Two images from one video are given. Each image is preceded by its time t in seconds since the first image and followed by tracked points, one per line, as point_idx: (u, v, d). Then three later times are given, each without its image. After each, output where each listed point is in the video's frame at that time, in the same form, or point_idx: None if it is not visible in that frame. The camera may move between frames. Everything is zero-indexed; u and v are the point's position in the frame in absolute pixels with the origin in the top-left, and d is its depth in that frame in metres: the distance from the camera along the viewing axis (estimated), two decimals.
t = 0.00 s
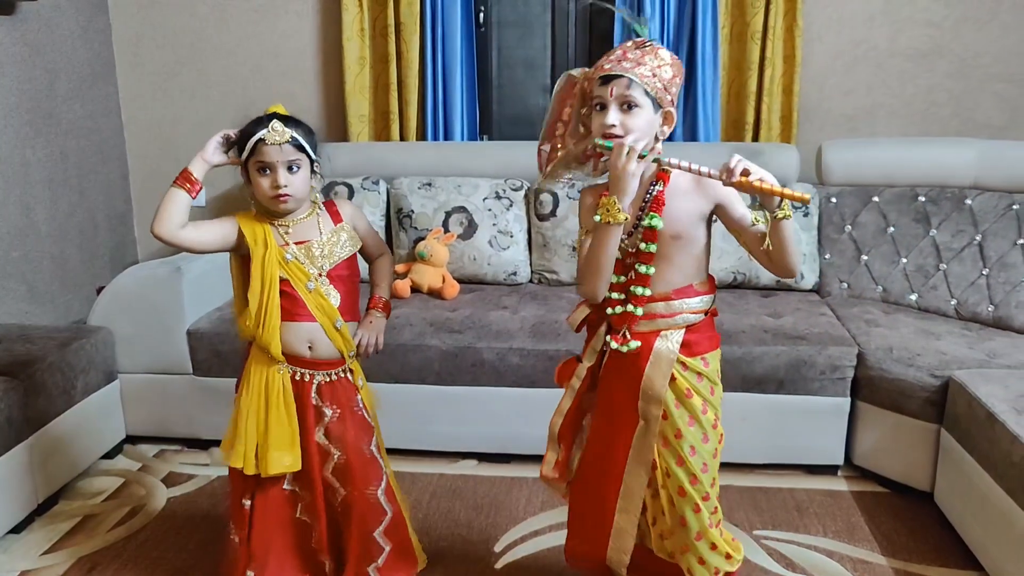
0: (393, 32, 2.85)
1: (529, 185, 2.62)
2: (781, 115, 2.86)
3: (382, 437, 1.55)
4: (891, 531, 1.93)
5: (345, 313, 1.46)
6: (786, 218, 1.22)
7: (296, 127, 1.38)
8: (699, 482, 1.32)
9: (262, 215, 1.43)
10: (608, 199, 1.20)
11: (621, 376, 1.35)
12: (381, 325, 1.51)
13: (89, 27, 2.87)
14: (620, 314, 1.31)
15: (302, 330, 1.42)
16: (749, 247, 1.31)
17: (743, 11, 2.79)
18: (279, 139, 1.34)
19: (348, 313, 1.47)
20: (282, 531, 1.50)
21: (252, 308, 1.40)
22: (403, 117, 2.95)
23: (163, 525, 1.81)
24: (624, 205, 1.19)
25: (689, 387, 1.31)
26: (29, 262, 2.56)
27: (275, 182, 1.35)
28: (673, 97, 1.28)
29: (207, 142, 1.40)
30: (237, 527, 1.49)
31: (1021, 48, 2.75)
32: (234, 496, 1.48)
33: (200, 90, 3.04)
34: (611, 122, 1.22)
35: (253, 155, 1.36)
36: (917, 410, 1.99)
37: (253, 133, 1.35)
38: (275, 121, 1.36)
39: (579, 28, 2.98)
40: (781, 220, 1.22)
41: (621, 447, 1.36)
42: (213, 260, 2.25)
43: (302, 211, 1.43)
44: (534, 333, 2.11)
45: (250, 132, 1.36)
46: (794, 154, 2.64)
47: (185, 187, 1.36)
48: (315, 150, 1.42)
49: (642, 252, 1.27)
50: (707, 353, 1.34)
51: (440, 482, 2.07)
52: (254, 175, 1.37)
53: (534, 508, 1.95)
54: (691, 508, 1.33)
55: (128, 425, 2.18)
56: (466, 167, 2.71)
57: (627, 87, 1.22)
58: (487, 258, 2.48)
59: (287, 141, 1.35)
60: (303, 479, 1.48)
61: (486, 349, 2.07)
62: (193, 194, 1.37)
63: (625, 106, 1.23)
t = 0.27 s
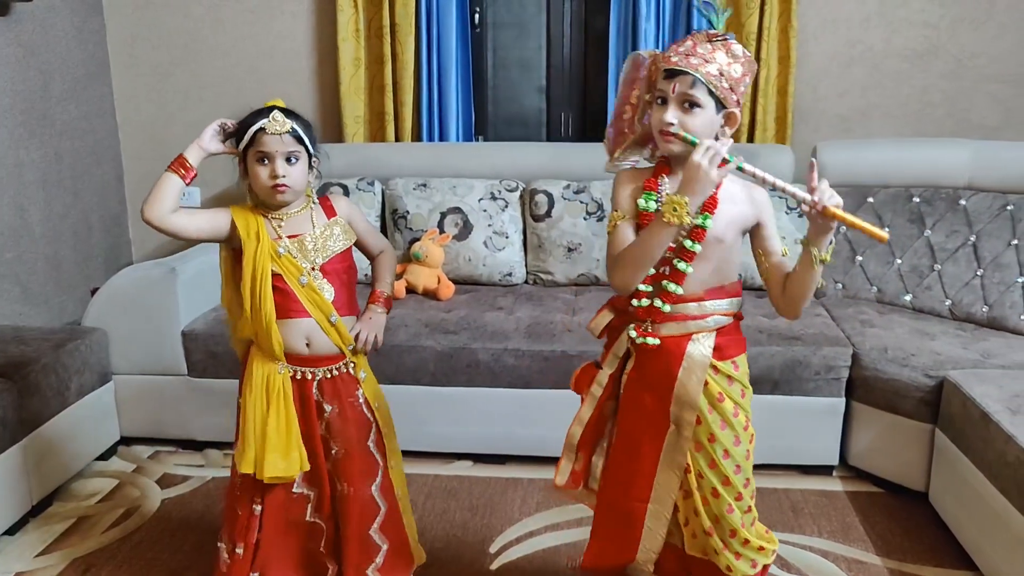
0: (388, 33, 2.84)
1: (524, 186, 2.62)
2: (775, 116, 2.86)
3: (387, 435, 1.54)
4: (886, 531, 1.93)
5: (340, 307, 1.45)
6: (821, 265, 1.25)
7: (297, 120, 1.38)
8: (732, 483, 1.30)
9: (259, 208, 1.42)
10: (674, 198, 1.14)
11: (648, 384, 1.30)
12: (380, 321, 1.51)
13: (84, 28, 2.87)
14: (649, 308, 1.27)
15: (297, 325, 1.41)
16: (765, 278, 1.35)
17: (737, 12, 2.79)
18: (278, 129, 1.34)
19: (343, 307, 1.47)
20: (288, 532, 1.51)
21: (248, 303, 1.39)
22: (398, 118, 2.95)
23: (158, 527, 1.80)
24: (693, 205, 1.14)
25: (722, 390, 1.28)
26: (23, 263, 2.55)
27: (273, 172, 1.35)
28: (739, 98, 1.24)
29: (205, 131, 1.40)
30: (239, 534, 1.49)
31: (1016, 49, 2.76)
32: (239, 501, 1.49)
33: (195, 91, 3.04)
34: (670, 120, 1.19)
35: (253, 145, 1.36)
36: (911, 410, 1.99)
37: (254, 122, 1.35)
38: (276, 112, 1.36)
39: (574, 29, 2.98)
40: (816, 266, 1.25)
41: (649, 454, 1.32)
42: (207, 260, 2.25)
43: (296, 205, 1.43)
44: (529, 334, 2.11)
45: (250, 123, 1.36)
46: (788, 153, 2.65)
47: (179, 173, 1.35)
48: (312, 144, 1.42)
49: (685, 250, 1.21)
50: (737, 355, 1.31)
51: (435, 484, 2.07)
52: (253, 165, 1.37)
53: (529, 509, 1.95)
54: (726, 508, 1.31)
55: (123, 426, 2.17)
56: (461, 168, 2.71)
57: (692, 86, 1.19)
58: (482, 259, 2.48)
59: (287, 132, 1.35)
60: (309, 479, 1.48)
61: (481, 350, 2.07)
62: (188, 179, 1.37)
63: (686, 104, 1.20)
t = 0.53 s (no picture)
0: (382, 33, 2.84)
1: (519, 185, 2.62)
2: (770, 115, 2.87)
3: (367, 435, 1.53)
4: (880, 529, 1.94)
5: (323, 312, 1.44)
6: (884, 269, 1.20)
7: (289, 114, 1.37)
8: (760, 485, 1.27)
9: (252, 205, 1.42)
10: (737, 210, 1.11)
11: (687, 384, 1.27)
12: (369, 322, 1.47)
13: (77, 27, 2.86)
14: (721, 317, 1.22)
15: (278, 328, 1.41)
16: (816, 284, 1.31)
17: (732, 11, 2.80)
18: (268, 122, 1.34)
19: (327, 312, 1.45)
20: (263, 531, 1.50)
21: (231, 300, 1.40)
22: (393, 117, 2.94)
23: (152, 527, 1.80)
24: (754, 219, 1.11)
25: (763, 395, 1.26)
26: (16, 263, 2.55)
27: (262, 164, 1.34)
28: (797, 98, 1.19)
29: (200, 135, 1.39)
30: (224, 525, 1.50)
31: (1010, 49, 2.76)
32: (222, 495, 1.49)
33: (189, 90, 3.03)
34: (721, 127, 1.17)
35: (244, 139, 1.36)
36: (905, 408, 2.00)
37: (245, 116, 1.35)
38: (267, 105, 1.36)
39: (569, 28, 2.99)
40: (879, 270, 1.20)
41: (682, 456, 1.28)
42: (202, 259, 2.24)
43: (289, 205, 1.41)
44: (524, 333, 2.11)
45: (243, 116, 1.36)
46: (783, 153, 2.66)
47: (173, 179, 1.34)
48: (307, 140, 1.41)
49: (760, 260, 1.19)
50: (780, 361, 1.29)
51: (430, 483, 2.07)
52: (245, 158, 1.37)
53: (524, 509, 1.95)
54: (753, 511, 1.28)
55: (117, 426, 2.17)
56: (456, 167, 2.71)
57: (745, 92, 1.16)
58: (477, 258, 2.48)
59: (277, 125, 1.35)
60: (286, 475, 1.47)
61: (476, 349, 2.07)
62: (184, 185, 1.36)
63: (739, 111, 1.17)
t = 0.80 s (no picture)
0: (379, 30, 2.84)
1: (517, 182, 2.62)
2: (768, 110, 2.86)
3: (362, 437, 1.52)
4: (878, 525, 1.94)
5: (319, 314, 1.43)
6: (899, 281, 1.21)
7: (288, 116, 1.37)
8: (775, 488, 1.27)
9: (251, 206, 1.42)
10: (751, 222, 1.11)
11: (708, 386, 1.27)
12: (361, 332, 1.48)
13: (74, 26, 2.85)
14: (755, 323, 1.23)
15: (273, 329, 1.41)
16: (827, 288, 1.32)
17: (729, 7, 2.79)
18: (267, 124, 1.33)
19: (322, 314, 1.44)
20: (250, 529, 1.48)
21: (228, 299, 1.40)
22: (390, 114, 2.94)
23: (150, 525, 1.80)
24: (771, 233, 1.10)
25: (783, 399, 1.26)
26: (14, 262, 2.55)
27: (262, 166, 1.34)
28: (827, 98, 1.21)
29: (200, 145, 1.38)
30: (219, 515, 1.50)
31: (1008, 43, 2.76)
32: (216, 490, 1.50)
33: (187, 89, 3.03)
34: (753, 126, 1.17)
35: (243, 141, 1.36)
36: (903, 404, 2.00)
37: (245, 118, 1.35)
38: (266, 107, 1.35)
39: (566, 24, 2.98)
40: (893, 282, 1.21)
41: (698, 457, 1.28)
42: (199, 257, 2.24)
43: (287, 206, 1.42)
44: (522, 330, 2.11)
45: (242, 119, 1.36)
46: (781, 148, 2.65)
47: (176, 192, 1.33)
48: (306, 141, 1.41)
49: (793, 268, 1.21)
50: (800, 361, 1.28)
51: (428, 480, 2.07)
52: (244, 160, 1.36)
53: (521, 505, 1.95)
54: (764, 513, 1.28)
55: (115, 425, 2.17)
56: (454, 164, 2.70)
57: (779, 91, 1.16)
58: (475, 255, 2.48)
59: (277, 127, 1.34)
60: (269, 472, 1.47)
61: (474, 346, 2.07)
62: (184, 198, 1.34)
63: (771, 110, 1.17)
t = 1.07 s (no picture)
0: (380, 26, 2.83)
1: (519, 178, 2.61)
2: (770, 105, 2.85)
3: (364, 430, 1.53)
4: (880, 519, 1.94)
5: (326, 305, 1.44)
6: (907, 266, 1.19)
7: (289, 107, 1.37)
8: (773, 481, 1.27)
9: (255, 199, 1.41)
10: (739, 216, 1.10)
11: (706, 379, 1.27)
12: (369, 320, 1.49)
13: (75, 23, 2.85)
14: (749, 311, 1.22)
15: (282, 321, 1.41)
16: (839, 276, 1.30)
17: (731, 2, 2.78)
18: (269, 117, 1.33)
19: (330, 305, 1.45)
20: (258, 526, 1.47)
21: (237, 292, 1.38)
22: (392, 111, 2.93)
23: (153, 522, 1.80)
24: (757, 225, 1.10)
25: (780, 391, 1.24)
26: (16, 260, 2.55)
27: (266, 160, 1.34)
28: (823, 81, 1.21)
29: (202, 140, 1.37)
30: (225, 513, 1.49)
31: (1011, 37, 2.75)
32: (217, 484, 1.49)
33: (188, 86, 3.03)
34: (760, 112, 1.15)
35: (245, 135, 1.35)
36: (906, 398, 1.99)
37: (246, 111, 1.34)
38: (266, 99, 1.35)
39: (567, 19, 2.97)
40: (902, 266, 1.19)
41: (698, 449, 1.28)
42: (200, 254, 2.24)
43: (293, 198, 1.41)
44: (524, 326, 2.11)
45: (243, 113, 1.35)
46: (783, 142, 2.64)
47: (179, 185, 1.33)
48: (308, 132, 1.40)
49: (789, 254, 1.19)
50: (801, 356, 1.27)
51: (431, 476, 2.07)
52: (247, 155, 1.36)
53: (524, 501, 1.95)
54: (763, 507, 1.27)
55: (118, 421, 2.17)
56: (456, 160, 2.70)
57: (780, 76, 1.15)
58: (477, 251, 2.48)
59: (278, 119, 1.34)
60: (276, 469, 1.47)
61: (476, 342, 2.07)
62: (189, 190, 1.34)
63: (775, 96, 1.16)
